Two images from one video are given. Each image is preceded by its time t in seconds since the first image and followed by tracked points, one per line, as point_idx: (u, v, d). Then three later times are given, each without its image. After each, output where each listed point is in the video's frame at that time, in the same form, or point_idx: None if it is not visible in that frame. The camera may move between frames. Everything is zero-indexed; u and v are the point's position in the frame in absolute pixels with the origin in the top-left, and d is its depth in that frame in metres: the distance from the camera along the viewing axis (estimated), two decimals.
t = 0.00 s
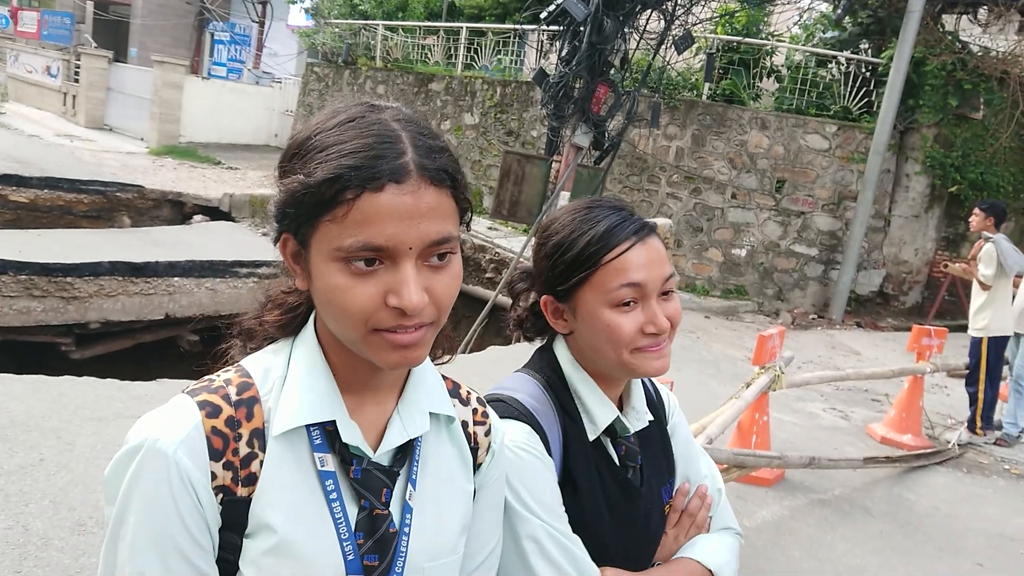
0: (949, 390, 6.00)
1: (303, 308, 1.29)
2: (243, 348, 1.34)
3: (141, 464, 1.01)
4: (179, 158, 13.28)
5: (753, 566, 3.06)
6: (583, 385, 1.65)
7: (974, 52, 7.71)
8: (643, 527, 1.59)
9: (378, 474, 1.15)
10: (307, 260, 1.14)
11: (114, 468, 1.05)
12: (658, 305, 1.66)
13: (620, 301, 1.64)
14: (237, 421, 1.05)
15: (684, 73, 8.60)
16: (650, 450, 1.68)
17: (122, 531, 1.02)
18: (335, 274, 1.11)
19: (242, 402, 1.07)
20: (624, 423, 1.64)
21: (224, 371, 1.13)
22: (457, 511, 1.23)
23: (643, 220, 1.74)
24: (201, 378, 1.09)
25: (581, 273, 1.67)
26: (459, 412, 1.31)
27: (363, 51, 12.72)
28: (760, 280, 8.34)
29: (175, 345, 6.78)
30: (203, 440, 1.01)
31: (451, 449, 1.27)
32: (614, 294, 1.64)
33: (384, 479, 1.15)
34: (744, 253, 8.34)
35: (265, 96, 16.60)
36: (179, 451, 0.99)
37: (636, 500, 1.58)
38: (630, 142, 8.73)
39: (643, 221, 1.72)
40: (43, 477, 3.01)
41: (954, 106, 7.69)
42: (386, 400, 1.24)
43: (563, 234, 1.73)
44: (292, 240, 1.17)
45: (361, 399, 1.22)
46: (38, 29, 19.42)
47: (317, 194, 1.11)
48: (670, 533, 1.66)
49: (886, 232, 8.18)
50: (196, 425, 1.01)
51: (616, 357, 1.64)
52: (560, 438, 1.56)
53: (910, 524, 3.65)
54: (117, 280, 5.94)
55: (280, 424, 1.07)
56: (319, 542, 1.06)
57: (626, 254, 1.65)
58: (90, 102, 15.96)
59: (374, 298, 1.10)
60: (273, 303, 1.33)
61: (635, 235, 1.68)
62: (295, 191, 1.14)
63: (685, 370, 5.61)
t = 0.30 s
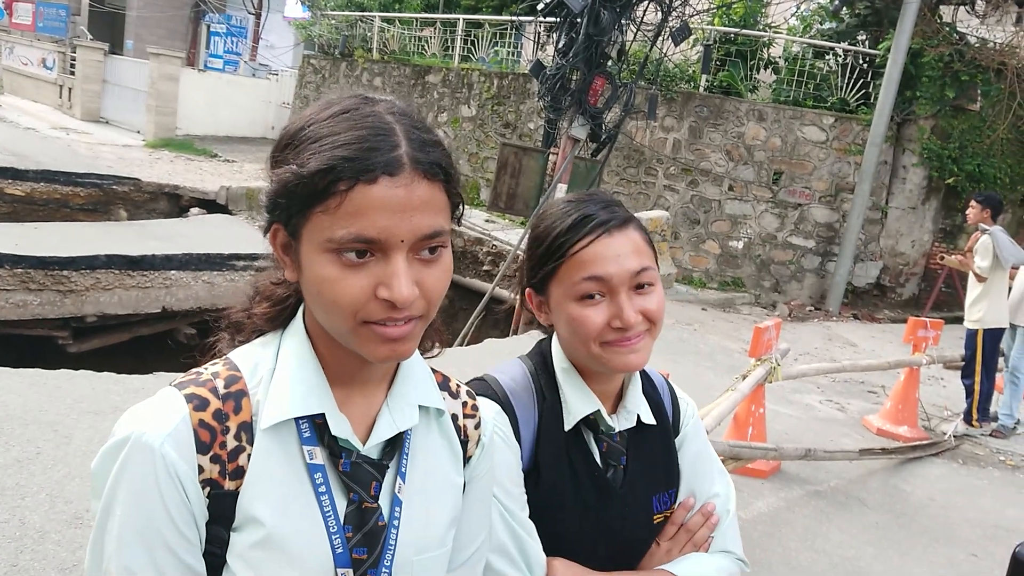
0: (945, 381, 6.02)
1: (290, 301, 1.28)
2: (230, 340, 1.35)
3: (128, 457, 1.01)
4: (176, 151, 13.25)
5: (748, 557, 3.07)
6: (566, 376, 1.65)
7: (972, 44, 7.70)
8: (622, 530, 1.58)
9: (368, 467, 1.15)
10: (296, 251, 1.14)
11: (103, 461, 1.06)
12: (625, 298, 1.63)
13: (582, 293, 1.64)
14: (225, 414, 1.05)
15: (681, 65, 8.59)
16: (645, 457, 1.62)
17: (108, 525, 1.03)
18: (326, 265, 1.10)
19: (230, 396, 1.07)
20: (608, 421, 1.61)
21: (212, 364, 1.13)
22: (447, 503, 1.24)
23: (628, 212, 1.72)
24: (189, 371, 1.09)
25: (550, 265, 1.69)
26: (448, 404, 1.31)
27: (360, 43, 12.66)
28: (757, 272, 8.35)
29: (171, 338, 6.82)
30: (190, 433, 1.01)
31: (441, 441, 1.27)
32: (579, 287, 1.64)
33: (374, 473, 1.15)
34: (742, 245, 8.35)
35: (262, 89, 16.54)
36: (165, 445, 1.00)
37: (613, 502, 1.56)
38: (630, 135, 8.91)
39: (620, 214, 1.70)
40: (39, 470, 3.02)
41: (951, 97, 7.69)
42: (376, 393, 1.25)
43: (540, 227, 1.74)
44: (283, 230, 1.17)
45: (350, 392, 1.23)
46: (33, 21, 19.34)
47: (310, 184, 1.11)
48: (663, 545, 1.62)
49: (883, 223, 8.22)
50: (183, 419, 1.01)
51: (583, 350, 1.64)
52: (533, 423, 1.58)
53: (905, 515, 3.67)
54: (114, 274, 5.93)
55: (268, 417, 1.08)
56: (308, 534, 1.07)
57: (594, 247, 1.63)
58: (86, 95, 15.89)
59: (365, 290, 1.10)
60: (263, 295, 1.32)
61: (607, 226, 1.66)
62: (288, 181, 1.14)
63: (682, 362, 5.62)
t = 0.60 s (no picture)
0: (944, 372, 6.04)
1: (273, 292, 1.26)
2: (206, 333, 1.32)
3: (125, 472, 0.97)
4: (174, 144, 13.22)
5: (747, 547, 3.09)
6: (560, 365, 1.66)
7: (971, 34, 7.69)
8: (608, 528, 1.57)
9: (367, 457, 1.17)
10: (288, 239, 1.13)
11: (87, 477, 1.00)
12: (608, 288, 1.63)
13: (572, 280, 1.65)
14: (222, 418, 1.02)
15: (680, 56, 8.58)
16: (641, 457, 1.59)
17: (106, 542, 0.98)
18: (321, 255, 1.10)
19: (223, 399, 1.03)
20: (597, 413, 1.61)
21: (191, 364, 1.08)
22: (435, 486, 1.27)
23: (627, 201, 1.72)
24: (170, 375, 1.04)
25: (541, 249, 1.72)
26: (426, 386, 1.36)
27: (358, 35, 12.60)
28: (757, 264, 8.35)
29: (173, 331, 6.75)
30: (190, 441, 0.98)
31: (423, 423, 1.31)
32: (559, 271, 1.66)
33: (373, 462, 1.17)
34: (741, 237, 8.34)
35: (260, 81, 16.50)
36: (167, 456, 0.96)
37: (598, 498, 1.55)
38: (629, 127, 8.81)
39: (614, 202, 1.69)
40: (39, 462, 3.02)
41: (951, 88, 7.68)
42: (361, 381, 1.26)
43: (541, 210, 1.78)
44: (271, 219, 1.16)
45: (339, 382, 1.24)
46: (30, 14, 19.29)
47: (308, 173, 1.10)
48: (661, 551, 1.63)
49: (882, 215, 8.21)
50: (182, 427, 0.98)
51: (569, 336, 1.65)
52: (518, 409, 1.61)
53: (904, 505, 3.69)
54: (113, 266, 5.94)
55: (268, 417, 1.07)
56: (316, 530, 1.08)
57: (580, 233, 1.65)
58: (85, 87, 15.85)
59: (362, 281, 1.10)
60: (242, 286, 1.30)
61: (602, 214, 1.66)
62: (283, 169, 1.12)
63: (682, 354, 5.63)
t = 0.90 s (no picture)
0: (946, 363, 6.04)
1: (262, 284, 1.20)
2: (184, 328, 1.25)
3: (139, 487, 0.90)
4: (174, 137, 13.20)
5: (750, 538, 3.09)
6: (570, 354, 1.66)
7: (974, 25, 7.65)
8: (612, 518, 1.57)
9: (374, 448, 1.18)
10: (290, 224, 1.11)
11: (88, 497, 0.92)
12: (615, 277, 1.62)
13: (581, 268, 1.65)
14: (233, 422, 0.98)
15: (681, 47, 8.55)
16: (648, 449, 1.58)
17: (122, 561, 0.92)
18: (329, 240, 1.09)
19: (231, 402, 0.99)
20: (605, 403, 1.60)
21: (186, 367, 1.03)
22: (427, 468, 1.33)
23: (639, 188, 1.71)
24: (167, 381, 0.98)
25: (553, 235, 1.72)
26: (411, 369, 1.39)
27: (358, 27, 12.54)
28: (758, 256, 8.32)
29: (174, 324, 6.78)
30: (207, 448, 0.94)
31: (413, 409, 1.35)
32: (569, 258, 1.66)
33: (381, 453, 1.19)
34: (743, 229, 8.31)
35: (261, 74, 16.45)
36: (188, 466, 0.92)
37: (602, 489, 1.55)
38: (630, 118, 8.80)
39: (629, 190, 1.69)
40: (41, 454, 3.02)
41: (953, 79, 7.66)
42: (355, 372, 1.27)
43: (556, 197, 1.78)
44: (268, 206, 1.13)
45: (337, 373, 1.24)
46: (29, 6, 19.28)
47: (316, 155, 1.09)
48: (668, 548, 1.62)
49: (884, 206, 8.15)
50: (197, 436, 0.93)
51: (575, 323, 1.65)
52: (525, 399, 1.63)
53: (907, 496, 3.69)
54: (113, 259, 5.93)
55: (280, 418, 1.05)
56: (332, 525, 1.08)
57: (591, 221, 1.65)
58: (84, 80, 15.81)
59: (370, 265, 1.09)
60: (234, 278, 1.23)
61: (611, 200, 1.66)
62: (287, 153, 1.10)
63: (683, 345, 5.63)
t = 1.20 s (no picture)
0: (949, 355, 6.04)
1: (262, 277, 1.19)
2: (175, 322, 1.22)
3: (167, 496, 0.88)
4: (176, 129, 13.18)
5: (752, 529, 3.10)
6: (589, 350, 1.66)
7: (979, 16, 7.58)
8: (642, 509, 1.57)
9: (385, 437, 1.19)
10: (299, 214, 1.11)
11: (106, 510, 0.89)
12: (658, 270, 1.63)
13: (623, 261, 1.64)
14: (254, 423, 0.98)
15: (684, 38, 8.51)
16: (667, 436, 1.61)
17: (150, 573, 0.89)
18: (343, 231, 1.09)
19: (249, 402, 0.99)
20: (626, 396, 1.61)
21: (195, 368, 1.00)
22: (425, 454, 1.36)
23: (670, 181, 1.73)
24: (179, 385, 0.96)
25: (586, 227, 1.70)
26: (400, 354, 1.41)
27: (360, 19, 12.48)
28: (761, 248, 8.31)
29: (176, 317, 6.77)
30: (233, 451, 0.94)
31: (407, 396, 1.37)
32: (612, 252, 1.64)
33: (391, 441, 1.20)
34: (745, 221, 8.28)
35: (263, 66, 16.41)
36: (216, 470, 0.91)
37: (631, 481, 1.55)
38: (632, 110, 8.84)
39: (669, 185, 1.71)
40: (45, 445, 3.03)
41: (957, 70, 7.63)
42: (355, 365, 1.27)
43: (584, 187, 1.76)
44: (273, 197, 1.12)
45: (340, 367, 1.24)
46: None
47: (328, 144, 1.08)
48: (690, 531, 1.64)
49: (887, 198, 8.13)
50: (222, 439, 0.92)
51: (610, 319, 1.64)
52: (547, 398, 1.59)
53: (910, 488, 3.69)
54: (116, 251, 5.94)
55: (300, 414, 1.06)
56: (352, 517, 1.09)
57: (639, 214, 1.65)
58: (86, 73, 15.79)
59: (385, 255, 1.09)
60: (233, 271, 1.20)
61: (649, 194, 1.67)
62: (296, 143, 1.09)
63: (686, 337, 5.63)
